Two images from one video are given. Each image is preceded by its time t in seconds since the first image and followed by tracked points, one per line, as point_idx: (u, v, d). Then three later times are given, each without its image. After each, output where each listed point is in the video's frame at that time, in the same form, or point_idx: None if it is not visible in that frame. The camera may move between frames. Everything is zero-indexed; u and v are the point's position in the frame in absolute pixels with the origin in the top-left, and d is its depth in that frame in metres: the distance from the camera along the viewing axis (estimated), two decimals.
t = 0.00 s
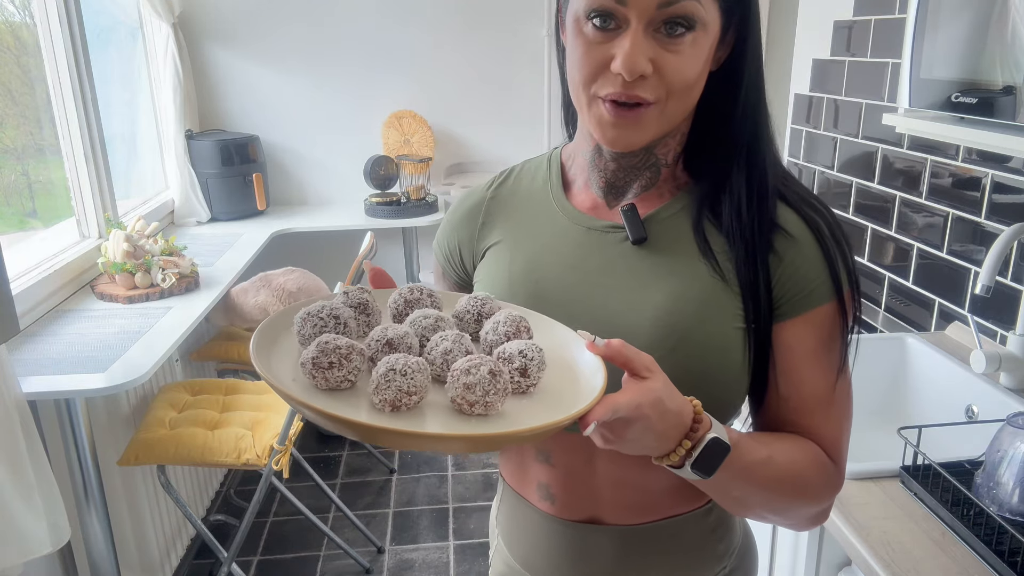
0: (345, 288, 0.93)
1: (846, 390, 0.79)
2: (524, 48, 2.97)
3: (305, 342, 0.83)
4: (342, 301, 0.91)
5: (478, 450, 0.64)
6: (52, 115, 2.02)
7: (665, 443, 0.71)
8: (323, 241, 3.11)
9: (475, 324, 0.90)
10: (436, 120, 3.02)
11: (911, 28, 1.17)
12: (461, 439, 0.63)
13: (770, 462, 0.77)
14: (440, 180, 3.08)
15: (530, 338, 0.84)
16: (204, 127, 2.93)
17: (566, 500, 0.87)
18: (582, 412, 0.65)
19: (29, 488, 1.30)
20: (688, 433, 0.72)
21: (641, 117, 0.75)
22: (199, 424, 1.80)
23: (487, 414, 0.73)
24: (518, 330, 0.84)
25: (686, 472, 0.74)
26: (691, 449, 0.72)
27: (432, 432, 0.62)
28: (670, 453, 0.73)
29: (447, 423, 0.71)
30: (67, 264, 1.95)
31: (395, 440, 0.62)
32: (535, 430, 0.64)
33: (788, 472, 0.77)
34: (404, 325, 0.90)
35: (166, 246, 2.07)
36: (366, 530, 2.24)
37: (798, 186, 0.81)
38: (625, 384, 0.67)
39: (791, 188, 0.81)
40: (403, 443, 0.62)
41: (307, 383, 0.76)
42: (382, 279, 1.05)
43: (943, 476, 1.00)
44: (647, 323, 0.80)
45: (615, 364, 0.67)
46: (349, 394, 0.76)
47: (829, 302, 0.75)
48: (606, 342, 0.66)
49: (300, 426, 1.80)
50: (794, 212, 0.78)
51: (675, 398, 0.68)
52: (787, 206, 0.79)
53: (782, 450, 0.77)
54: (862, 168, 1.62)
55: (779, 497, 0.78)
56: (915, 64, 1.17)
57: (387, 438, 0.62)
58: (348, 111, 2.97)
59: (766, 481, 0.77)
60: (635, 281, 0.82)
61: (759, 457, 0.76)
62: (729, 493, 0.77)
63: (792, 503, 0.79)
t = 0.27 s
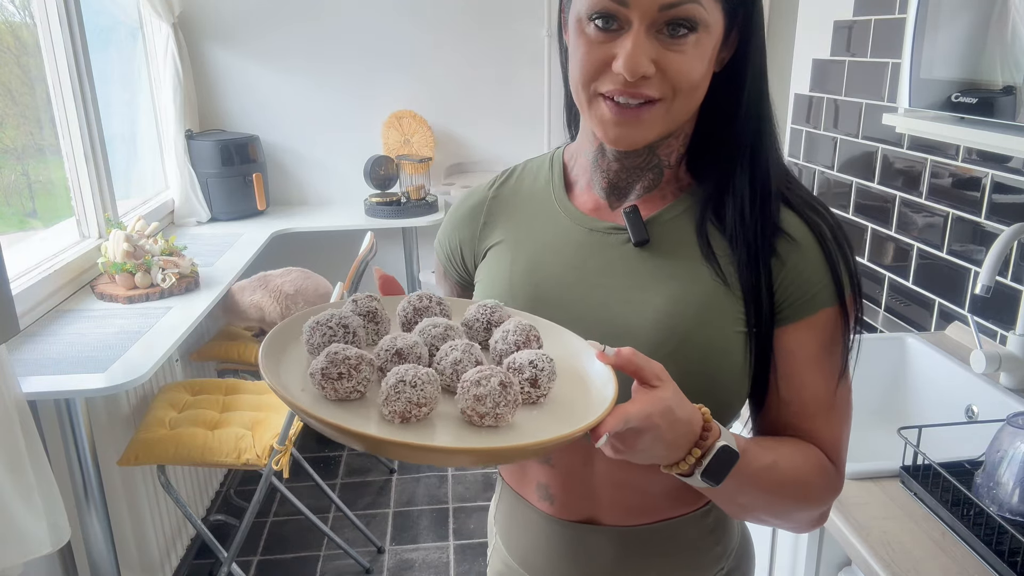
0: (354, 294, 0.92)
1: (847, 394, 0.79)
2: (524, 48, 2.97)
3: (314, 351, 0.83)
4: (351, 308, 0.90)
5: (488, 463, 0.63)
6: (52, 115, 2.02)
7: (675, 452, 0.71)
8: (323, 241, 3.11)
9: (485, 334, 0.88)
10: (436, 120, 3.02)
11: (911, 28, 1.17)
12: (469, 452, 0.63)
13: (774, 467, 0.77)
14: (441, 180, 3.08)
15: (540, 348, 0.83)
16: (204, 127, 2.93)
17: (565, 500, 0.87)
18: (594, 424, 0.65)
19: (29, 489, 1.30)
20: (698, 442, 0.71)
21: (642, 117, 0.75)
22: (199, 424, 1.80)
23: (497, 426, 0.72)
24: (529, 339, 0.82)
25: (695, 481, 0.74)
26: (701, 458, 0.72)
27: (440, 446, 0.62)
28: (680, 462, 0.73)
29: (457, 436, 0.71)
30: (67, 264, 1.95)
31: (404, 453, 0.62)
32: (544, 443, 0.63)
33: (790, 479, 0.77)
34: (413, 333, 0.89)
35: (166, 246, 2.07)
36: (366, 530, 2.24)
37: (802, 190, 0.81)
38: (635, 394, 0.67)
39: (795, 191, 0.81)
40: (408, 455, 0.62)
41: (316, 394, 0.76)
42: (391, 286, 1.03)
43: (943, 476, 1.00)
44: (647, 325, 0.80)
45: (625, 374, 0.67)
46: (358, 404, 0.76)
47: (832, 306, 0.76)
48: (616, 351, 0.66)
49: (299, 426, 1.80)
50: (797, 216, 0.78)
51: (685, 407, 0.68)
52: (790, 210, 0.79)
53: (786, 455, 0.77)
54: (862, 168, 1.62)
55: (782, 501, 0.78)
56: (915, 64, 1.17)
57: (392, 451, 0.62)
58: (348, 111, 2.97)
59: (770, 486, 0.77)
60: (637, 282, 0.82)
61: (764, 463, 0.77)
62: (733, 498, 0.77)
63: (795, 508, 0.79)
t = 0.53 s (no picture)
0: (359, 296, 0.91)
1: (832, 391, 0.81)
2: (524, 48, 2.97)
3: (320, 351, 0.82)
4: (356, 309, 0.89)
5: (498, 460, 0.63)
6: (52, 115, 2.02)
7: (679, 451, 0.71)
8: (323, 242, 3.11)
9: (489, 335, 0.86)
10: (436, 120, 3.02)
11: (911, 29, 1.17)
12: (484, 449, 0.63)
13: (767, 463, 0.77)
14: (441, 180, 3.08)
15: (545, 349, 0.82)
16: (204, 127, 2.93)
17: (553, 497, 0.87)
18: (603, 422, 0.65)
19: (29, 489, 1.30)
20: (700, 441, 0.72)
21: (631, 122, 0.76)
22: (199, 424, 1.80)
23: (508, 423, 0.72)
24: (534, 341, 0.82)
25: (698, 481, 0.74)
26: (703, 457, 0.72)
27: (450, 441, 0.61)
28: (682, 462, 0.73)
29: (469, 434, 0.71)
30: (67, 264, 1.95)
31: (419, 450, 0.62)
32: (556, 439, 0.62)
33: (783, 473, 0.77)
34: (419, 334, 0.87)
35: (165, 246, 2.07)
36: (366, 530, 2.24)
37: (788, 191, 0.82)
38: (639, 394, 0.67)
39: (781, 192, 0.82)
40: (420, 450, 0.62)
41: (324, 392, 0.75)
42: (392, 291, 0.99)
43: (943, 476, 1.00)
44: (636, 323, 0.81)
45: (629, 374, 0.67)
46: (366, 402, 0.76)
47: (817, 306, 0.77)
48: (619, 352, 0.66)
49: (299, 426, 1.80)
50: (784, 218, 0.80)
51: (687, 406, 0.68)
52: (777, 211, 0.80)
53: (778, 452, 0.78)
54: (862, 168, 1.62)
55: (774, 497, 0.79)
56: (915, 64, 1.17)
57: (401, 446, 0.62)
58: (348, 111, 2.97)
59: (763, 482, 0.78)
60: (627, 281, 0.83)
61: (759, 461, 0.77)
62: (726, 496, 0.78)
63: (786, 504, 0.80)
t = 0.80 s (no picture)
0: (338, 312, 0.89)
1: (803, 391, 0.82)
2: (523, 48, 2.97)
3: (311, 375, 0.79)
4: (339, 325, 0.87)
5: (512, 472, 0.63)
6: (52, 115, 2.02)
7: (659, 443, 0.71)
8: (323, 242, 3.11)
9: (473, 343, 0.86)
10: (436, 120, 3.02)
11: (910, 29, 1.17)
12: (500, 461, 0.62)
13: (740, 456, 0.78)
14: (441, 180, 3.08)
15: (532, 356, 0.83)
16: (204, 127, 2.93)
17: (528, 490, 0.86)
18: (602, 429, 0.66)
19: (29, 489, 1.30)
20: (679, 433, 0.72)
21: (598, 124, 0.77)
22: (199, 424, 1.80)
23: (514, 437, 0.72)
24: (522, 349, 0.82)
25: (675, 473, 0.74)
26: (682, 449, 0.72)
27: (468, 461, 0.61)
28: (661, 455, 0.72)
29: (477, 449, 0.70)
30: (68, 264, 1.95)
31: (440, 472, 0.61)
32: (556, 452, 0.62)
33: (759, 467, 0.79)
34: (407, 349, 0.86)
35: (165, 246, 2.07)
36: (366, 530, 2.25)
37: (764, 194, 0.84)
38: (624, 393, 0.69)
39: (758, 195, 0.83)
40: (436, 471, 0.61)
41: (325, 420, 0.73)
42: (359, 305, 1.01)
43: (943, 477, 1.00)
44: (615, 321, 0.82)
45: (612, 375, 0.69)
46: (367, 426, 0.74)
47: (791, 307, 0.78)
48: (602, 353, 0.67)
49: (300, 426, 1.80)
50: (760, 220, 0.81)
51: (668, 402, 0.70)
52: (753, 214, 0.81)
53: (751, 446, 0.79)
54: (862, 168, 1.62)
55: (746, 491, 0.80)
56: (915, 64, 1.17)
57: (415, 467, 0.60)
58: (348, 111, 2.97)
59: (735, 476, 0.79)
60: (607, 280, 0.83)
61: (732, 455, 0.78)
62: (700, 487, 0.79)
63: (758, 497, 0.81)
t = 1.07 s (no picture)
0: (305, 344, 0.83)
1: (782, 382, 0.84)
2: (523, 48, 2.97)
3: (302, 416, 0.73)
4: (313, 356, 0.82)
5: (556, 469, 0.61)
6: (52, 115, 2.02)
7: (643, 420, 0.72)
8: (323, 242, 3.12)
9: (454, 349, 0.85)
10: (436, 120, 3.02)
11: (910, 28, 1.17)
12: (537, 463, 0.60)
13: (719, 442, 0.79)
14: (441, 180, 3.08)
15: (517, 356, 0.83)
16: (204, 127, 2.93)
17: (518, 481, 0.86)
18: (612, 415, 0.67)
19: (29, 489, 1.30)
20: (657, 411, 0.73)
21: (584, 122, 0.78)
22: (199, 424, 1.80)
23: (532, 438, 0.70)
24: (506, 350, 0.82)
25: (654, 451, 0.75)
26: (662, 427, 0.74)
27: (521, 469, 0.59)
28: (641, 433, 0.74)
29: (501, 458, 0.68)
30: (68, 263, 1.95)
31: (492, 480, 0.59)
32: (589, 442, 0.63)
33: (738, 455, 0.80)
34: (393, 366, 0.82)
35: (166, 245, 2.07)
36: (366, 530, 2.25)
37: (744, 189, 0.85)
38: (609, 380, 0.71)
39: (739, 189, 0.84)
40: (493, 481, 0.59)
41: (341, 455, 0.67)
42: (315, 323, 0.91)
43: (943, 476, 1.00)
44: (603, 314, 0.82)
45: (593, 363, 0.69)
46: (378, 453, 0.70)
47: (771, 298, 0.80)
48: (581, 342, 0.68)
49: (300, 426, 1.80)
50: (741, 215, 0.82)
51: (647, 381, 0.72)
52: (735, 208, 0.82)
53: (730, 433, 0.80)
54: (862, 168, 1.62)
55: (726, 478, 0.81)
56: (915, 64, 1.17)
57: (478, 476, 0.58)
58: (347, 111, 2.97)
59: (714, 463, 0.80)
60: (596, 274, 0.83)
61: (710, 439, 0.79)
62: (679, 472, 0.81)
63: (738, 487, 0.82)
